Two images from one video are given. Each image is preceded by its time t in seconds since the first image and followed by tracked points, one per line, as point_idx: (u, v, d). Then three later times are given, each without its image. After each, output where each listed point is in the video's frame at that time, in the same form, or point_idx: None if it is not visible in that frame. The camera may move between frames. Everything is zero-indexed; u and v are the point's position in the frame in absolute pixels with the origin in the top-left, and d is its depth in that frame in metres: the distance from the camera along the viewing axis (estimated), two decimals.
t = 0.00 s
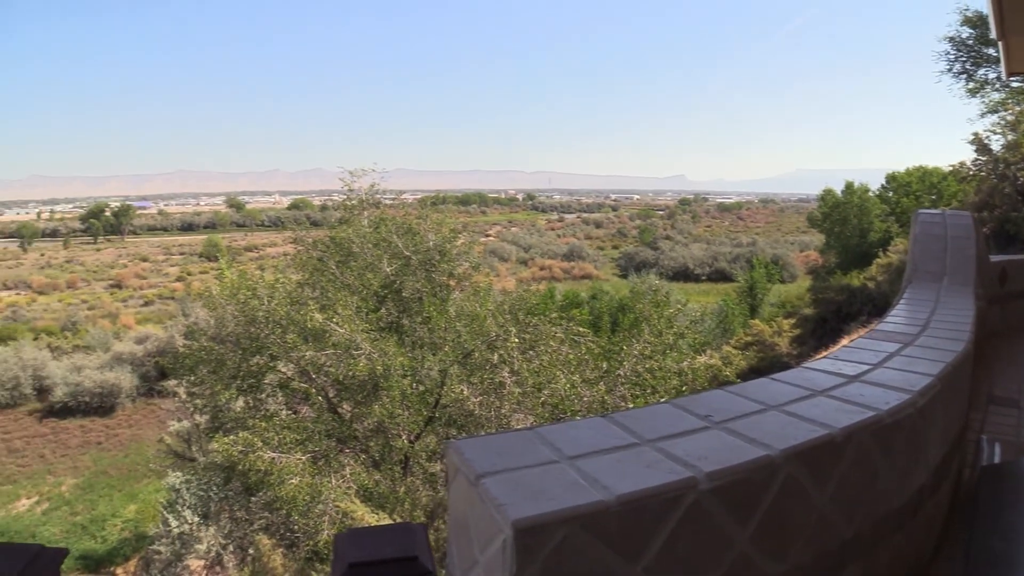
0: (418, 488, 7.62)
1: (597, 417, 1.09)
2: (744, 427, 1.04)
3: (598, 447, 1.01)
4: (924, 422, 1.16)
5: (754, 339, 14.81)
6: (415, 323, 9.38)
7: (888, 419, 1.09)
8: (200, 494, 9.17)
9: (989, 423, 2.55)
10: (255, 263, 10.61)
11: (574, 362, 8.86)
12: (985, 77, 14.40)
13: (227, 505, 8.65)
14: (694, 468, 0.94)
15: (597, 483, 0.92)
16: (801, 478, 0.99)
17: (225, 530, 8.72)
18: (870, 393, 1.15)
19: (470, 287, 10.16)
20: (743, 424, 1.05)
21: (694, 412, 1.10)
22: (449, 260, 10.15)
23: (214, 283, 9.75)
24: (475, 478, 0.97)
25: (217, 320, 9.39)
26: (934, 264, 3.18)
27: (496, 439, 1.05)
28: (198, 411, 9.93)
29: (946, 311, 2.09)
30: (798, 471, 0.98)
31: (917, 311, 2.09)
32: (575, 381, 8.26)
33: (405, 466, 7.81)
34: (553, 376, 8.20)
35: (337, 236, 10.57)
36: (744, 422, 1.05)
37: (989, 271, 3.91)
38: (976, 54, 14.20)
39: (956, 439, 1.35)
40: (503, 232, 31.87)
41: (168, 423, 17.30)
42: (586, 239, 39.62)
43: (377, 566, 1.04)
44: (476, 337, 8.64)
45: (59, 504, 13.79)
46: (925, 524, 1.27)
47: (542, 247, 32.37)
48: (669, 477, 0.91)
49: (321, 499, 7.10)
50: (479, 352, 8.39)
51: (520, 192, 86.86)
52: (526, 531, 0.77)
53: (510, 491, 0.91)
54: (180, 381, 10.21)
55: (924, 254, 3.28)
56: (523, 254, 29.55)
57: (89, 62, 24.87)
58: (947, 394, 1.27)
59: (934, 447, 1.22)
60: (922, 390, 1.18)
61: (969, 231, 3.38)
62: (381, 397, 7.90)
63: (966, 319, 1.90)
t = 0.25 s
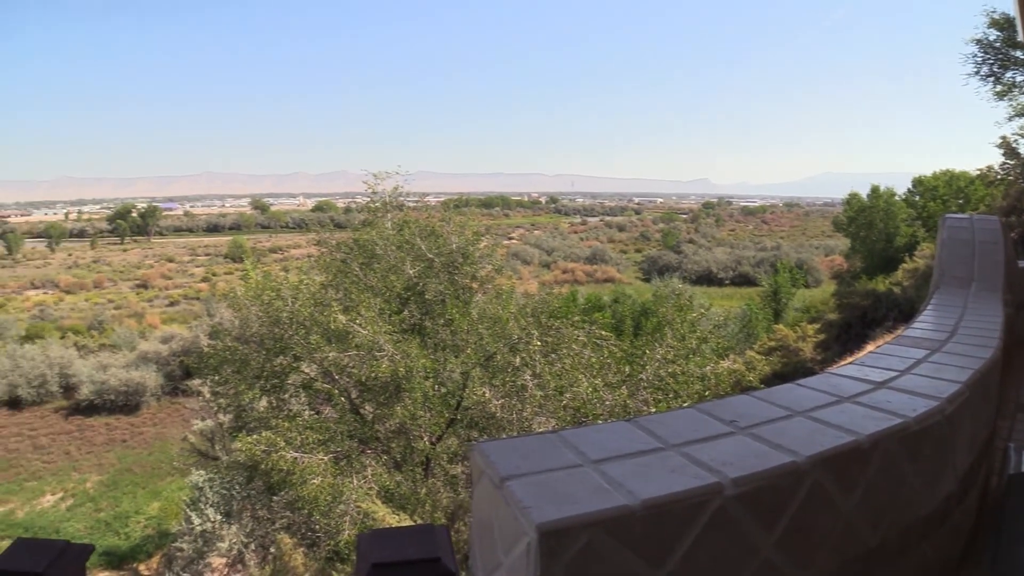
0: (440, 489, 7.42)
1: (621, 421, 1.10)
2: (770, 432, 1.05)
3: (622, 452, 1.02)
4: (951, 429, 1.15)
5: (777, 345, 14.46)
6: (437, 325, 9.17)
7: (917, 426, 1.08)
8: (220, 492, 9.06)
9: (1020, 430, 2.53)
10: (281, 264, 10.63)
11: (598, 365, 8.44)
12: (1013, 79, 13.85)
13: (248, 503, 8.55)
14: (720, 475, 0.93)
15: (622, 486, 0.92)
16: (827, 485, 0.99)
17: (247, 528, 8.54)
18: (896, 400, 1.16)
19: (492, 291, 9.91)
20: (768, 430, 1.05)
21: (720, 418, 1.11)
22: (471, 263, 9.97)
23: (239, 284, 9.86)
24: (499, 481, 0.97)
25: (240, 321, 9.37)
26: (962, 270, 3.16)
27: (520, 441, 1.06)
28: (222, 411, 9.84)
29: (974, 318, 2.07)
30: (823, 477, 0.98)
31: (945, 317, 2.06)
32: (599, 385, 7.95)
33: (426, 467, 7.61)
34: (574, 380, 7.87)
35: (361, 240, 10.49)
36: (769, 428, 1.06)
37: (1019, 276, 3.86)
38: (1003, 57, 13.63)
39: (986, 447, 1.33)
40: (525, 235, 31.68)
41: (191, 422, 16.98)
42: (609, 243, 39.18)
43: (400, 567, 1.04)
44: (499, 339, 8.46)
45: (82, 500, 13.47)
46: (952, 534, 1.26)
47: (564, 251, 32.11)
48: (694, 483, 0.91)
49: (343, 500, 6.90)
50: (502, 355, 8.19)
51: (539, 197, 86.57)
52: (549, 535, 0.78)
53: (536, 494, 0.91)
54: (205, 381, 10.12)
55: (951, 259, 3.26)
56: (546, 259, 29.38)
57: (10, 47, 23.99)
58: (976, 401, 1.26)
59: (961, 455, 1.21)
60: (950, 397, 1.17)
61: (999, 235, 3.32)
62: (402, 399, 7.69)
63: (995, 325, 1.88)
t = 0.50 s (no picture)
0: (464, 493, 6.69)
1: (649, 426, 1.11)
2: (800, 439, 1.05)
3: (651, 455, 1.02)
4: (985, 437, 1.14)
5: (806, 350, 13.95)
6: (462, 326, 8.39)
7: (949, 433, 1.08)
8: (249, 489, 8.41)
9: None
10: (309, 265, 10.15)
11: (623, 369, 7.59)
12: None
13: (275, 501, 7.95)
14: (751, 480, 0.93)
15: (651, 491, 0.92)
16: (857, 493, 0.98)
17: (274, 525, 7.99)
18: (930, 407, 1.15)
19: (519, 292, 9.10)
20: (798, 436, 1.06)
21: (749, 424, 1.12)
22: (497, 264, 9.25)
23: (267, 284, 9.45)
24: (528, 483, 0.97)
25: (268, 321, 8.96)
26: (996, 276, 3.12)
27: (549, 445, 1.06)
28: (249, 410, 9.21)
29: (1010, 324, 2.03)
30: (854, 483, 0.97)
31: (979, 323, 2.03)
32: (627, 388, 7.03)
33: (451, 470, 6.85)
34: (602, 382, 7.02)
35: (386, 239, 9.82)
36: (800, 434, 1.06)
37: None
38: None
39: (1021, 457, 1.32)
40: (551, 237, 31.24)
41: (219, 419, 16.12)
42: (636, 246, 38.46)
43: (427, 567, 1.04)
44: (524, 341, 7.67)
45: (111, 495, 12.64)
46: (985, 543, 1.24)
47: (590, 253, 31.58)
48: (723, 488, 0.91)
49: (368, 499, 6.23)
50: (527, 356, 7.41)
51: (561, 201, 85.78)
52: (579, 538, 0.79)
53: (564, 497, 0.91)
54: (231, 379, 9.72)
55: (984, 265, 3.23)
56: (572, 261, 28.94)
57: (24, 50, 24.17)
58: (1009, 408, 1.25)
59: (995, 464, 1.19)
60: (984, 404, 1.17)
61: None
62: (429, 400, 6.94)
63: None
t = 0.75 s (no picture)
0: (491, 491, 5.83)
1: (681, 430, 1.12)
2: (833, 444, 1.06)
3: (681, 460, 1.02)
4: None
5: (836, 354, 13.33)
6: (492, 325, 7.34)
7: (987, 442, 1.07)
8: (279, 486, 7.57)
9: None
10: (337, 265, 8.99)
11: (650, 372, 6.48)
12: None
13: (303, 500, 7.11)
14: (783, 486, 0.93)
15: (682, 494, 0.92)
16: (892, 500, 0.97)
17: (302, 521, 7.15)
18: (965, 415, 1.15)
19: (548, 294, 7.99)
20: (832, 442, 1.07)
21: (783, 430, 1.12)
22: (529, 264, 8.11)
23: (297, 283, 8.53)
24: (558, 485, 0.97)
25: (298, 319, 8.18)
26: None
27: (580, 448, 1.07)
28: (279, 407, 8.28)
29: None
30: (889, 491, 0.97)
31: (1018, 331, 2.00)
32: (655, 391, 6.05)
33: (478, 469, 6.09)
34: (629, 384, 6.02)
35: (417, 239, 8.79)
36: (834, 440, 1.07)
37: None
38: None
39: None
40: (581, 238, 30.79)
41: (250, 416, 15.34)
42: (667, 248, 37.76)
43: (457, 566, 1.05)
44: (555, 341, 6.60)
45: (141, 489, 11.92)
46: None
47: (620, 254, 31.07)
48: (755, 493, 0.90)
49: (395, 498, 5.55)
50: (557, 357, 6.41)
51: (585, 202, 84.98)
52: (610, 540, 0.80)
53: (594, 500, 0.90)
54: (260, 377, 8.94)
55: None
56: (602, 262, 28.47)
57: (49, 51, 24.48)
58: None
59: None
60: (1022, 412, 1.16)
61: None
62: (456, 401, 6.17)
63: None
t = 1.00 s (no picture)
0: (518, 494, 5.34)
1: (710, 436, 1.13)
2: (865, 450, 1.06)
3: (711, 464, 1.02)
4: None
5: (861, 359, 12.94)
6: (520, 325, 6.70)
7: None
8: (305, 481, 6.89)
9: None
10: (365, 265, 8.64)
11: (678, 374, 5.99)
12: None
13: (329, 498, 6.45)
14: (815, 490, 0.92)
15: (713, 497, 0.92)
16: (926, 506, 0.96)
17: (328, 518, 6.51)
18: (1000, 422, 1.14)
19: (574, 295, 7.14)
20: (865, 447, 1.06)
21: (813, 436, 1.12)
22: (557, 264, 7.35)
23: (326, 283, 8.20)
24: (589, 486, 0.98)
25: (325, 318, 7.66)
26: None
27: (610, 451, 1.07)
28: (309, 404, 7.79)
29: None
30: (922, 497, 0.95)
31: None
32: (682, 393, 5.62)
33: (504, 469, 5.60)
34: (657, 385, 5.59)
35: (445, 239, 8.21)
36: (866, 446, 1.06)
37: None
38: None
39: None
40: (607, 239, 30.48)
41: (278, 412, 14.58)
42: (696, 250, 37.20)
43: (484, 566, 1.05)
44: (581, 341, 6.06)
45: (169, 484, 11.10)
46: None
47: (647, 255, 30.70)
48: (786, 497, 0.90)
49: (421, 496, 5.07)
50: (584, 358, 5.86)
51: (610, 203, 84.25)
52: (640, 542, 0.80)
53: (625, 502, 0.90)
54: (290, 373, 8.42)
55: None
56: (629, 263, 28.24)
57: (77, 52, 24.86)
58: None
59: None
60: None
61: None
62: (484, 400, 5.66)
63: None
